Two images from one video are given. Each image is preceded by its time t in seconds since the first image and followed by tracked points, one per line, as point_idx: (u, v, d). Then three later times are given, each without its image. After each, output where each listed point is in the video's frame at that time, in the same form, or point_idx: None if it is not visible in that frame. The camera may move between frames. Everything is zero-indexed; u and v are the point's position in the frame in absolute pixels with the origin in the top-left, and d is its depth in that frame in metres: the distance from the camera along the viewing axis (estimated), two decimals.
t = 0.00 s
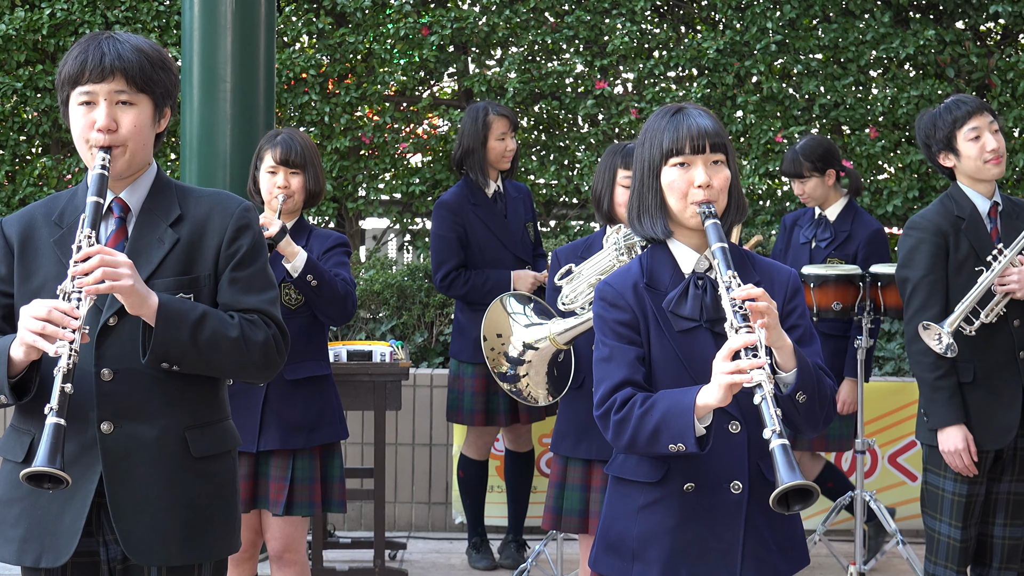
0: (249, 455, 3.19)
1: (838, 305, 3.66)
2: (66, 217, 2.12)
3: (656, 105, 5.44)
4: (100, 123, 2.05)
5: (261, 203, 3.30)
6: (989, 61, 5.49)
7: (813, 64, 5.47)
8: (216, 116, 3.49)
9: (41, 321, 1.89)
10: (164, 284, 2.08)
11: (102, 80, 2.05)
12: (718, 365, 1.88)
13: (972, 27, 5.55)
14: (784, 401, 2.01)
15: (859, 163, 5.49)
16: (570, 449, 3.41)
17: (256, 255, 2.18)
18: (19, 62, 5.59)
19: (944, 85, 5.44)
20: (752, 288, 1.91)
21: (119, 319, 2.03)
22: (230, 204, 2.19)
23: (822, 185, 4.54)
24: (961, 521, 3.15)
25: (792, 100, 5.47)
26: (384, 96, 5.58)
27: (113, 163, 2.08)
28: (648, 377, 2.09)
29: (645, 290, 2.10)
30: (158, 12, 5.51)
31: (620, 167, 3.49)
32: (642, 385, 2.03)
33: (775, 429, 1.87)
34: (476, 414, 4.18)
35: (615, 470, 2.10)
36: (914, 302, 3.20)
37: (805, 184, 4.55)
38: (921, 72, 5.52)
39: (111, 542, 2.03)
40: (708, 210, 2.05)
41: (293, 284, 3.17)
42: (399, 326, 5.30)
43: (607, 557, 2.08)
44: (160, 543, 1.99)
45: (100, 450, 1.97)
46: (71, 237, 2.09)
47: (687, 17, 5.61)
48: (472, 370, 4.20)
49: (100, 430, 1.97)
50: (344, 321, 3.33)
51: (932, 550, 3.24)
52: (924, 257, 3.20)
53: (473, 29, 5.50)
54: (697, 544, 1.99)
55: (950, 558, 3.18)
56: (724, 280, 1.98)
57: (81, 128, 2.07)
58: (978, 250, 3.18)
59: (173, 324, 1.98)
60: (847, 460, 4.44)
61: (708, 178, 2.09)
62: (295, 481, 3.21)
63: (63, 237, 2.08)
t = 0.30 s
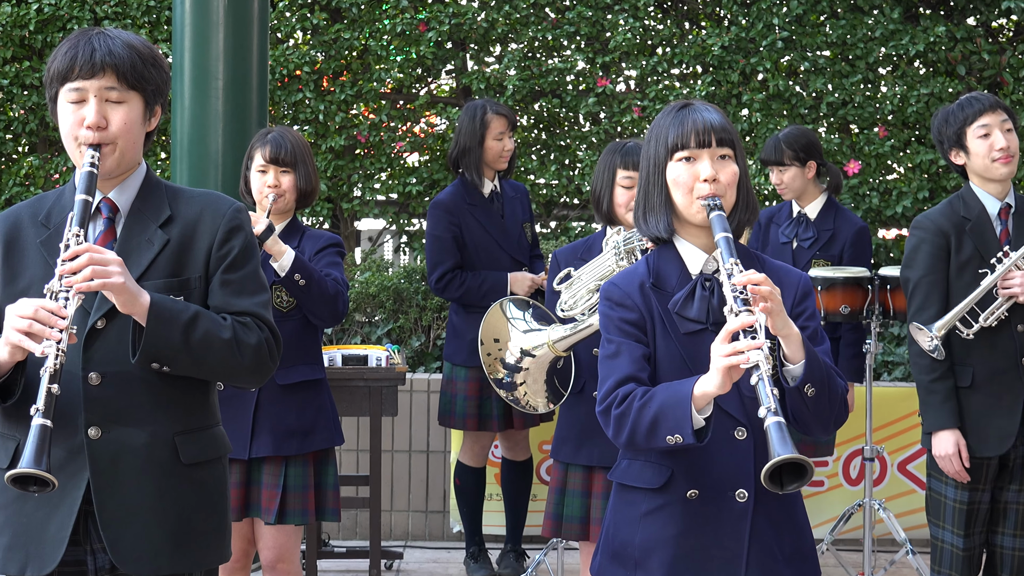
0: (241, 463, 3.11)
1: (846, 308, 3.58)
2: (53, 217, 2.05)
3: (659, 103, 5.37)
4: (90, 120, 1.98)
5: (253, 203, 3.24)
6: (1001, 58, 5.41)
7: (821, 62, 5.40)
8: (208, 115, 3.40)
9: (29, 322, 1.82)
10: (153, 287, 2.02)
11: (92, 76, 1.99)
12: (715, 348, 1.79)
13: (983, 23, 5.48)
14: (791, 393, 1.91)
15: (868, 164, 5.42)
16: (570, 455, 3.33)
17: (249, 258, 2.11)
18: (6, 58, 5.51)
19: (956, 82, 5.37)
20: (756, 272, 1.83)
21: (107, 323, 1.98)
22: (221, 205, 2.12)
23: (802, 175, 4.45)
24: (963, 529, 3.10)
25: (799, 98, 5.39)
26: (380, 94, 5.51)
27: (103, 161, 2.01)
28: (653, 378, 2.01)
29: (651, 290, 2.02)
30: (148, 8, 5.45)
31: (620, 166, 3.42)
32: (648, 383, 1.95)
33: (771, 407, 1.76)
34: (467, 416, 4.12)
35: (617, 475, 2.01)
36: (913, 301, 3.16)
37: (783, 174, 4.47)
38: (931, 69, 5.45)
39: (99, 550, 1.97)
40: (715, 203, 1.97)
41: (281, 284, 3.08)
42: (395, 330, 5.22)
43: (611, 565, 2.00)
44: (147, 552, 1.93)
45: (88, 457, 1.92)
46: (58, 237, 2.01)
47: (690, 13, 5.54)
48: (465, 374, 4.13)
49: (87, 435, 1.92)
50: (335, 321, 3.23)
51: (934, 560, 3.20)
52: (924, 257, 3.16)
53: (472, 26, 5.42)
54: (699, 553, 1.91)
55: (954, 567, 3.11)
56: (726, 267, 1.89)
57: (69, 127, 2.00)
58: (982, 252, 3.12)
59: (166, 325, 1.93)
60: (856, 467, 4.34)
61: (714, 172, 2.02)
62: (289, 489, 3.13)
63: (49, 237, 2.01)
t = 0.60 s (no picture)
0: (230, 470, 3.02)
1: (854, 312, 3.52)
2: (37, 218, 1.97)
3: (663, 101, 5.28)
4: (76, 118, 1.89)
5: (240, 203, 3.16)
6: (1013, 55, 5.34)
7: (828, 59, 5.32)
8: (197, 114, 3.32)
9: (11, 327, 1.75)
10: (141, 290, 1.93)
11: (80, 73, 1.90)
12: (691, 351, 1.73)
13: (994, 19, 5.39)
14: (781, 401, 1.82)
15: (876, 164, 5.35)
16: (568, 464, 3.25)
17: (240, 260, 2.02)
18: None
19: (966, 81, 5.30)
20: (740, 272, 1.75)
21: (95, 326, 1.91)
22: (212, 206, 2.04)
23: (785, 175, 4.10)
24: (962, 535, 3.07)
25: (805, 96, 5.33)
26: (374, 91, 5.44)
27: (89, 160, 1.92)
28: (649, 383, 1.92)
29: (653, 292, 1.93)
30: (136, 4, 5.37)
31: (619, 167, 3.33)
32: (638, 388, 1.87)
33: (734, 413, 1.70)
34: (446, 420, 4.07)
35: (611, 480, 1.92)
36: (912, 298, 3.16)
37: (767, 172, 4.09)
38: (941, 66, 5.37)
39: (85, 561, 1.91)
40: (716, 201, 1.89)
41: (268, 287, 2.99)
42: (390, 334, 5.14)
43: None
44: (133, 561, 1.86)
45: (74, 464, 1.85)
46: (43, 238, 1.94)
47: (694, 9, 5.46)
48: (448, 375, 4.09)
49: (73, 443, 1.85)
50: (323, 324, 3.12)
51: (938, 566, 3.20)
52: (925, 255, 3.15)
53: (469, 22, 5.35)
54: (692, 564, 1.85)
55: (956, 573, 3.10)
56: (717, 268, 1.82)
57: (55, 125, 1.92)
58: (985, 253, 3.06)
59: (156, 326, 1.86)
60: (864, 476, 4.26)
61: (720, 170, 1.94)
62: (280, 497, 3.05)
63: (34, 239, 1.94)
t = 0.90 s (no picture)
0: (218, 478, 2.94)
1: (859, 314, 3.71)
2: (20, 218, 1.90)
3: (664, 97, 5.20)
4: (60, 117, 1.81)
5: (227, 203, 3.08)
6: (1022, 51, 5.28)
7: (834, 54, 5.24)
8: (185, 109, 3.24)
9: None
10: (127, 293, 1.85)
11: (63, 70, 1.82)
12: (667, 388, 1.72)
13: (1004, 14, 5.30)
14: (765, 430, 1.78)
15: (883, 162, 5.27)
16: (562, 471, 3.16)
17: (230, 261, 1.94)
18: None
19: (975, 77, 5.24)
20: (718, 306, 1.70)
21: (79, 330, 1.82)
22: (201, 206, 1.95)
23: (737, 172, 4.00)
24: (964, 542, 3.00)
25: (810, 93, 5.24)
26: (368, 87, 5.36)
27: (74, 160, 1.84)
28: (644, 399, 1.88)
29: (649, 300, 1.88)
30: None
31: (618, 169, 3.24)
32: (628, 407, 1.85)
33: (698, 465, 1.67)
34: (423, 423, 4.01)
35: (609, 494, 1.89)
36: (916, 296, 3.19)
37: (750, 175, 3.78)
38: (950, 62, 5.30)
39: (70, 572, 1.81)
40: (712, 212, 1.81)
41: (259, 293, 2.92)
42: (382, 338, 5.05)
43: None
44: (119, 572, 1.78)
45: (57, 472, 1.77)
46: (25, 239, 1.87)
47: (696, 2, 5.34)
48: (427, 377, 4.01)
49: (57, 450, 1.77)
50: (316, 329, 3.04)
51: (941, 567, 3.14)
52: (929, 252, 3.14)
53: (465, 17, 5.27)
54: None
55: None
56: (703, 293, 1.77)
57: (38, 124, 1.84)
58: (986, 252, 3.02)
59: (140, 333, 1.77)
60: (870, 483, 4.18)
61: (721, 178, 1.87)
62: (270, 505, 2.97)
63: (17, 240, 1.85)
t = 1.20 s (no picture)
0: (205, 485, 2.86)
1: (864, 318, 3.68)
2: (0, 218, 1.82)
3: (664, 94, 5.13)
4: (42, 115, 1.73)
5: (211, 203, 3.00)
6: None
7: (838, 50, 5.17)
8: (170, 105, 3.18)
9: None
10: (110, 297, 1.77)
11: (45, 66, 1.73)
12: (670, 423, 1.64)
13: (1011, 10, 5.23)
14: (768, 451, 1.71)
15: (888, 162, 5.20)
16: (556, 479, 3.09)
17: (217, 263, 1.86)
18: None
19: (982, 74, 5.17)
20: (721, 335, 1.62)
21: (60, 334, 1.74)
22: (187, 207, 1.86)
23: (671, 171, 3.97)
24: (967, 549, 2.92)
25: (813, 90, 5.16)
26: (358, 83, 5.27)
27: (57, 160, 1.76)
28: (638, 409, 1.80)
29: (644, 304, 1.81)
30: None
31: (614, 170, 3.16)
32: (623, 420, 1.77)
33: (707, 509, 1.58)
34: (409, 427, 3.95)
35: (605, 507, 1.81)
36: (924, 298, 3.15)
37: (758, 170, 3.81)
38: (957, 59, 5.23)
39: None
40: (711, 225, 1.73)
41: (251, 296, 2.84)
42: (373, 341, 4.97)
43: None
44: None
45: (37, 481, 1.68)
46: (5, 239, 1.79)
47: None
48: (414, 380, 3.95)
49: (37, 458, 1.68)
50: (309, 335, 2.96)
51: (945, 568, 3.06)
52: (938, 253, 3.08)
53: (458, 11, 5.20)
54: None
55: None
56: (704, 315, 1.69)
57: (19, 122, 1.75)
58: (989, 253, 2.94)
59: (123, 340, 1.69)
60: (874, 491, 4.10)
61: (720, 188, 1.79)
62: (258, 512, 2.89)
63: None
